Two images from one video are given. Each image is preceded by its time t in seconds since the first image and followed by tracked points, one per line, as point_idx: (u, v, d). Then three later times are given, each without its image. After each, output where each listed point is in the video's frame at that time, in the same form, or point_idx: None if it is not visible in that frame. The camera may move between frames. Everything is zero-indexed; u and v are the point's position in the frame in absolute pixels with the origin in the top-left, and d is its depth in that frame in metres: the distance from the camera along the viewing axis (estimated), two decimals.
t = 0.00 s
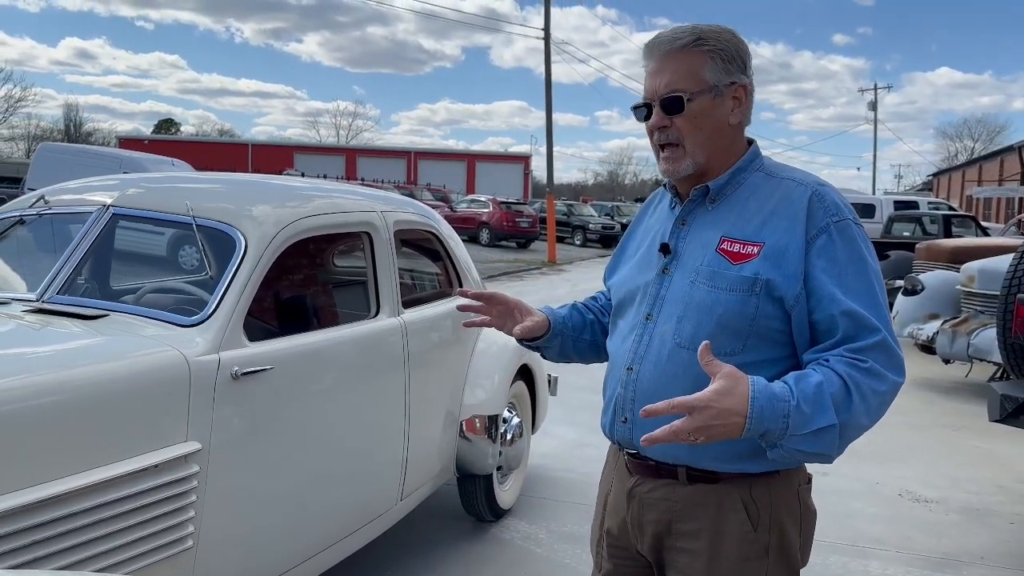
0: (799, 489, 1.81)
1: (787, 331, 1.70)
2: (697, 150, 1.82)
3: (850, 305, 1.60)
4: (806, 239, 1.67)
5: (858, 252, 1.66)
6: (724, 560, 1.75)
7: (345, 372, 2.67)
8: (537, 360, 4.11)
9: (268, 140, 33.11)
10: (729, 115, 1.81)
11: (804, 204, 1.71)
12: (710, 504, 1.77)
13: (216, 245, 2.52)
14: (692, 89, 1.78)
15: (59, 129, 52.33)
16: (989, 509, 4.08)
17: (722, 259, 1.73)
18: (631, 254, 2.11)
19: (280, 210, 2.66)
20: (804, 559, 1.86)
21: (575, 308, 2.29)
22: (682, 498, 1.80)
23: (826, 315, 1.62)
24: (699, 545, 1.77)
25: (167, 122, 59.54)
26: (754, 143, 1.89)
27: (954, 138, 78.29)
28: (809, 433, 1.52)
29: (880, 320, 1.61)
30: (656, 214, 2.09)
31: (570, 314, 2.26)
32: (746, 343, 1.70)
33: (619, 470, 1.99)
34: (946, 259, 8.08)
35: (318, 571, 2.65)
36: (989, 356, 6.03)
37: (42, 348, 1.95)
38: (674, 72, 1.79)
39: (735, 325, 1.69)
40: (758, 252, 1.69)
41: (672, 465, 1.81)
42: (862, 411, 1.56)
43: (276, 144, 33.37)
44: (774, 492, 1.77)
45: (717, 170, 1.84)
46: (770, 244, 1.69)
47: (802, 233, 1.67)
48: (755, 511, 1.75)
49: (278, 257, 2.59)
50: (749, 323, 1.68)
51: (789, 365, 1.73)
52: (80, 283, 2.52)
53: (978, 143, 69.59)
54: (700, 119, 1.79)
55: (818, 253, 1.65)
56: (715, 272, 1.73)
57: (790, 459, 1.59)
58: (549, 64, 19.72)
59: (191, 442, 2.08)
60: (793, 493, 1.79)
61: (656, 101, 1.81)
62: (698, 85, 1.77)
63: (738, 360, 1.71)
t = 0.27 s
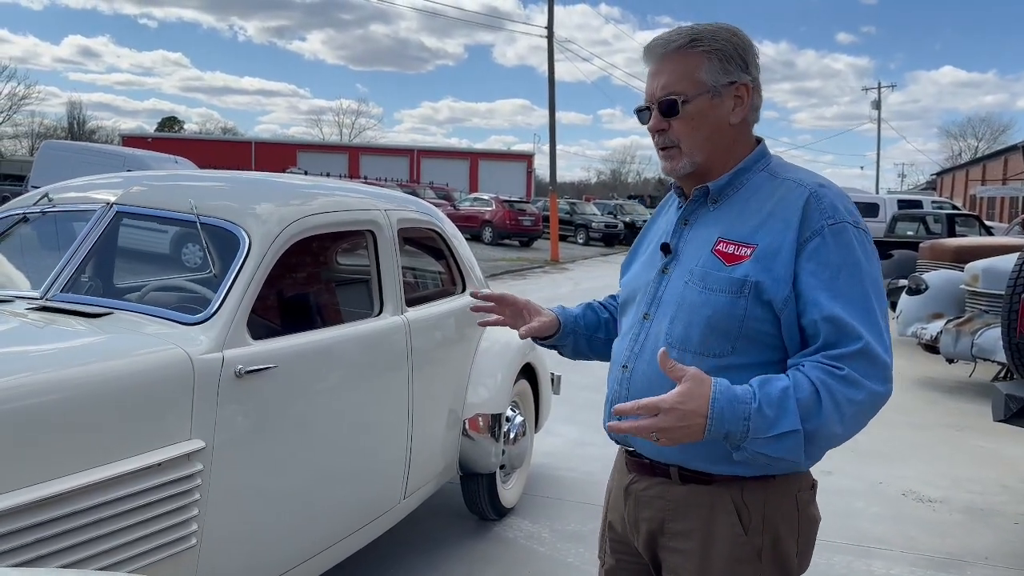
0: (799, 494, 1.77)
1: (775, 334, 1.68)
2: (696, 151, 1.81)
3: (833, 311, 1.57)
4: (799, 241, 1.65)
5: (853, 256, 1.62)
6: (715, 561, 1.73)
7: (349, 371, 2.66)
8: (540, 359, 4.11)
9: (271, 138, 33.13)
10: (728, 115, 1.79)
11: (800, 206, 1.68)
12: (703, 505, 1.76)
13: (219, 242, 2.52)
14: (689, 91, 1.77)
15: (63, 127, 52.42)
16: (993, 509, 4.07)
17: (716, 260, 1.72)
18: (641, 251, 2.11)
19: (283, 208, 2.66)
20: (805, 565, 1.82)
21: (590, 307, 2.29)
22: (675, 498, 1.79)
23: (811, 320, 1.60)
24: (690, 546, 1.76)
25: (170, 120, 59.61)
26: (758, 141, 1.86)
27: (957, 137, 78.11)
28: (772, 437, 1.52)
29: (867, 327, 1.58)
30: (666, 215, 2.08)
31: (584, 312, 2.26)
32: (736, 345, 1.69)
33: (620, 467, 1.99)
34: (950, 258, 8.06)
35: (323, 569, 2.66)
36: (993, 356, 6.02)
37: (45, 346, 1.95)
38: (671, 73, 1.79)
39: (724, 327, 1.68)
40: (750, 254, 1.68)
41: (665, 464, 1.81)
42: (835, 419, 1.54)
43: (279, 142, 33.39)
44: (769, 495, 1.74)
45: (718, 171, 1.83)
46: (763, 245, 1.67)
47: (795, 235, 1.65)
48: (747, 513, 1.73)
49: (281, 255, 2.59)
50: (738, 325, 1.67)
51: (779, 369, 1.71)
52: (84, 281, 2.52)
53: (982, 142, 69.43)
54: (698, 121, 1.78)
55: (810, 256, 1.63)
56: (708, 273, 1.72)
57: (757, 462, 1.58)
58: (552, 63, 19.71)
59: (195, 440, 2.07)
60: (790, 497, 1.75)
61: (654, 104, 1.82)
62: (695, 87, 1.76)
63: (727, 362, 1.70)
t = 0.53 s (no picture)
0: (790, 496, 1.76)
1: (755, 333, 1.66)
2: (692, 149, 1.81)
3: (803, 311, 1.54)
4: (780, 241, 1.62)
5: (835, 256, 1.58)
6: (702, 560, 1.73)
7: (349, 368, 2.67)
8: (540, 356, 4.11)
9: (271, 135, 33.11)
10: (726, 114, 1.78)
11: (784, 205, 1.66)
12: (691, 503, 1.76)
13: (219, 239, 2.52)
14: (687, 89, 1.77)
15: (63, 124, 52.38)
16: (993, 507, 4.07)
17: (701, 259, 1.72)
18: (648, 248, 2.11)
19: (283, 205, 2.66)
20: (797, 568, 1.81)
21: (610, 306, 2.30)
22: (664, 496, 1.79)
23: (783, 320, 1.57)
24: (678, 544, 1.76)
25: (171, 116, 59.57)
26: (758, 140, 1.86)
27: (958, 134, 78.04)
28: (728, 433, 1.53)
29: (841, 330, 1.53)
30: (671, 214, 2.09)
31: (603, 312, 2.27)
32: (718, 345, 1.68)
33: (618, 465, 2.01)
34: (951, 256, 8.06)
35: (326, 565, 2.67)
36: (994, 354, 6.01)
37: (45, 343, 1.95)
38: (670, 71, 1.78)
39: (704, 326, 1.68)
40: (732, 253, 1.67)
41: (656, 461, 1.81)
42: (796, 420, 1.51)
43: (280, 139, 33.36)
44: (757, 495, 1.73)
45: (713, 170, 1.83)
46: (745, 244, 1.66)
47: (776, 235, 1.63)
48: (734, 513, 1.72)
49: (281, 252, 2.59)
50: (718, 324, 1.67)
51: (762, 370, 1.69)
52: (83, 277, 2.52)
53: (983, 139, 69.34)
54: (696, 119, 1.78)
55: (788, 255, 1.60)
56: (692, 271, 1.72)
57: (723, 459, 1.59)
58: (552, 60, 19.69)
59: (194, 438, 2.07)
60: (779, 499, 1.74)
61: (653, 102, 1.81)
62: (693, 86, 1.75)
63: (710, 361, 1.70)
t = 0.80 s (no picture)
0: (786, 494, 1.76)
1: (746, 328, 1.66)
2: (693, 145, 1.82)
3: (791, 306, 1.54)
4: (772, 236, 1.62)
5: (826, 251, 1.57)
6: (697, 557, 1.73)
7: (347, 364, 2.67)
8: (540, 353, 4.11)
9: (271, 131, 33.07)
10: (727, 111, 1.78)
11: (777, 200, 1.65)
12: (686, 500, 1.76)
13: (218, 236, 2.52)
14: (689, 85, 1.76)
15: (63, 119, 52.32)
16: (991, 505, 4.08)
17: (694, 252, 1.72)
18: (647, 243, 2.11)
19: (282, 201, 2.66)
20: (792, 566, 1.81)
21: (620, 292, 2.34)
22: (660, 493, 1.79)
23: (772, 314, 1.57)
24: (673, 541, 1.76)
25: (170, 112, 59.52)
26: (759, 136, 1.85)
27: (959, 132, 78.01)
28: (718, 429, 1.53)
29: (831, 325, 1.53)
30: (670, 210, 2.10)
31: (612, 297, 2.32)
32: (709, 339, 1.68)
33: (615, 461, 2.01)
34: (950, 254, 8.06)
35: (324, 560, 2.68)
36: (992, 351, 6.02)
37: (44, 339, 1.95)
38: (672, 66, 1.77)
39: (695, 319, 1.68)
40: (724, 247, 1.67)
41: (652, 458, 1.82)
42: (786, 416, 1.51)
43: (279, 135, 33.32)
44: (753, 493, 1.73)
45: (713, 166, 1.83)
46: (737, 239, 1.66)
47: (768, 230, 1.62)
48: (730, 510, 1.73)
49: (280, 247, 2.59)
50: (709, 318, 1.67)
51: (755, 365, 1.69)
52: (82, 273, 2.52)
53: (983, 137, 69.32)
54: (697, 115, 1.78)
55: (780, 251, 1.59)
56: (684, 265, 1.72)
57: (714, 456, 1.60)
58: (552, 57, 19.67)
59: (193, 434, 2.07)
60: (775, 496, 1.74)
61: (654, 97, 1.81)
62: (694, 81, 1.75)
63: (702, 355, 1.70)
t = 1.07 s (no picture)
0: (785, 491, 1.77)
1: (745, 325, 1.67)
2: (692, 145, 1.82)
3: (790, 302, 1.54)
4: (772, 233, 1.62)
5: (826, 249, 1.57)
6: (696, 554, 1.73)
7: (346, 361, 2.67)
8: (539, 351, 4.11)
9: (270, 127, 33.03)
10: (725, 109, 1.78)
11: (778, 197, 1.65)
12: (685, 498, 1.76)
13: (216, 232, 2.52)
14: (685, 85, 1.76)
15: (61, 115, 52.26)
16: (988, 502, 4.09)
17: (694, 250, 1.72)
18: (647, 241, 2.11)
19: (281, 198, 2.66)
20: (790, 562, 1.82)
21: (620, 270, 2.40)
22: (659, 490, 1.79)
23: (771, 311, 1.57)
24: (672, 538, 1.76)
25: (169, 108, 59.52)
26: (758, 132, 1.85)
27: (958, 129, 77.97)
28: (702, 410, 1.53)
29: (828, 321, 1.53)
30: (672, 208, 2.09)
31: (612, 274, 2.39)
32: (709, 337, 1.69)
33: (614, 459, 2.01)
34: (949, 251, 8.06)
35: (323, 556, 2.68)
36: (991, 349, 6.02)
37: (42, 335, 1.95)
38: (668, 67, 1.77)
39: (695, 317, 1.69)
40: (724, 244, 1.67)
41: (651, 455, 1.82)
42: (772, 404, 1.51)
43: (279, 131, 33.28)
44: (752, 490, 1.74)
45: (713, 164, 1.83)
46: (738, 236, 1.66)
47: (769, 227, 1.63)
48: (730, 508, 1.73)
49: (280, 243, 2.59)
50: (710, 315, 1.67)
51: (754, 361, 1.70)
52: (80, 269, 2.51)
53: (982, 134, 69.31)
54: (694, 115, 1.78)
55: (779, 248, 1.59)
56: (685, 262, 1.73)
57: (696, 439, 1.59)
58: (552, 53, 19.64)
59: (191, 430, 2.07)
60: (774, 493, 1.75)
61: (650, 99, 1.81)
62: (690, 81, 1.75)
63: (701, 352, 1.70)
